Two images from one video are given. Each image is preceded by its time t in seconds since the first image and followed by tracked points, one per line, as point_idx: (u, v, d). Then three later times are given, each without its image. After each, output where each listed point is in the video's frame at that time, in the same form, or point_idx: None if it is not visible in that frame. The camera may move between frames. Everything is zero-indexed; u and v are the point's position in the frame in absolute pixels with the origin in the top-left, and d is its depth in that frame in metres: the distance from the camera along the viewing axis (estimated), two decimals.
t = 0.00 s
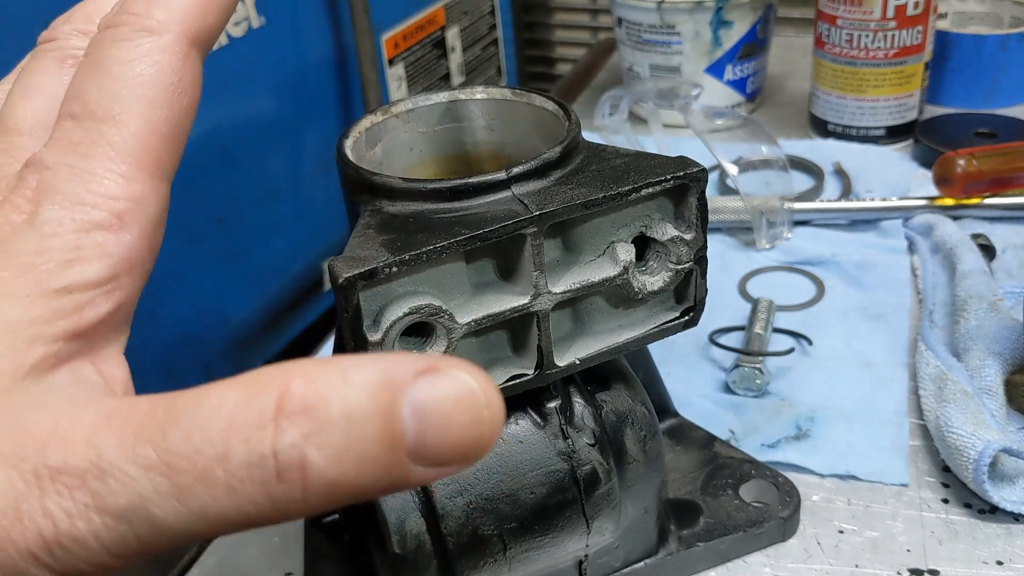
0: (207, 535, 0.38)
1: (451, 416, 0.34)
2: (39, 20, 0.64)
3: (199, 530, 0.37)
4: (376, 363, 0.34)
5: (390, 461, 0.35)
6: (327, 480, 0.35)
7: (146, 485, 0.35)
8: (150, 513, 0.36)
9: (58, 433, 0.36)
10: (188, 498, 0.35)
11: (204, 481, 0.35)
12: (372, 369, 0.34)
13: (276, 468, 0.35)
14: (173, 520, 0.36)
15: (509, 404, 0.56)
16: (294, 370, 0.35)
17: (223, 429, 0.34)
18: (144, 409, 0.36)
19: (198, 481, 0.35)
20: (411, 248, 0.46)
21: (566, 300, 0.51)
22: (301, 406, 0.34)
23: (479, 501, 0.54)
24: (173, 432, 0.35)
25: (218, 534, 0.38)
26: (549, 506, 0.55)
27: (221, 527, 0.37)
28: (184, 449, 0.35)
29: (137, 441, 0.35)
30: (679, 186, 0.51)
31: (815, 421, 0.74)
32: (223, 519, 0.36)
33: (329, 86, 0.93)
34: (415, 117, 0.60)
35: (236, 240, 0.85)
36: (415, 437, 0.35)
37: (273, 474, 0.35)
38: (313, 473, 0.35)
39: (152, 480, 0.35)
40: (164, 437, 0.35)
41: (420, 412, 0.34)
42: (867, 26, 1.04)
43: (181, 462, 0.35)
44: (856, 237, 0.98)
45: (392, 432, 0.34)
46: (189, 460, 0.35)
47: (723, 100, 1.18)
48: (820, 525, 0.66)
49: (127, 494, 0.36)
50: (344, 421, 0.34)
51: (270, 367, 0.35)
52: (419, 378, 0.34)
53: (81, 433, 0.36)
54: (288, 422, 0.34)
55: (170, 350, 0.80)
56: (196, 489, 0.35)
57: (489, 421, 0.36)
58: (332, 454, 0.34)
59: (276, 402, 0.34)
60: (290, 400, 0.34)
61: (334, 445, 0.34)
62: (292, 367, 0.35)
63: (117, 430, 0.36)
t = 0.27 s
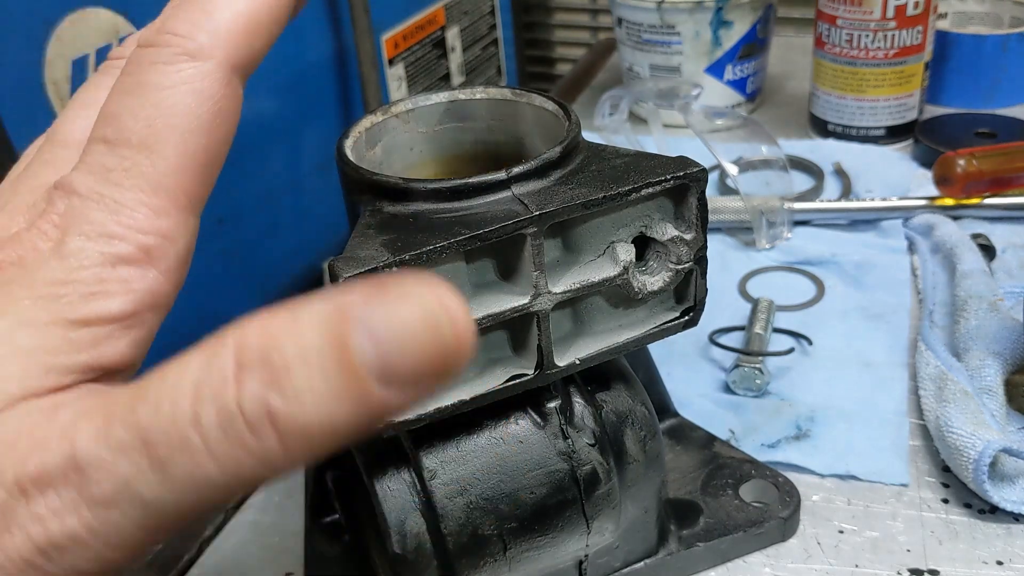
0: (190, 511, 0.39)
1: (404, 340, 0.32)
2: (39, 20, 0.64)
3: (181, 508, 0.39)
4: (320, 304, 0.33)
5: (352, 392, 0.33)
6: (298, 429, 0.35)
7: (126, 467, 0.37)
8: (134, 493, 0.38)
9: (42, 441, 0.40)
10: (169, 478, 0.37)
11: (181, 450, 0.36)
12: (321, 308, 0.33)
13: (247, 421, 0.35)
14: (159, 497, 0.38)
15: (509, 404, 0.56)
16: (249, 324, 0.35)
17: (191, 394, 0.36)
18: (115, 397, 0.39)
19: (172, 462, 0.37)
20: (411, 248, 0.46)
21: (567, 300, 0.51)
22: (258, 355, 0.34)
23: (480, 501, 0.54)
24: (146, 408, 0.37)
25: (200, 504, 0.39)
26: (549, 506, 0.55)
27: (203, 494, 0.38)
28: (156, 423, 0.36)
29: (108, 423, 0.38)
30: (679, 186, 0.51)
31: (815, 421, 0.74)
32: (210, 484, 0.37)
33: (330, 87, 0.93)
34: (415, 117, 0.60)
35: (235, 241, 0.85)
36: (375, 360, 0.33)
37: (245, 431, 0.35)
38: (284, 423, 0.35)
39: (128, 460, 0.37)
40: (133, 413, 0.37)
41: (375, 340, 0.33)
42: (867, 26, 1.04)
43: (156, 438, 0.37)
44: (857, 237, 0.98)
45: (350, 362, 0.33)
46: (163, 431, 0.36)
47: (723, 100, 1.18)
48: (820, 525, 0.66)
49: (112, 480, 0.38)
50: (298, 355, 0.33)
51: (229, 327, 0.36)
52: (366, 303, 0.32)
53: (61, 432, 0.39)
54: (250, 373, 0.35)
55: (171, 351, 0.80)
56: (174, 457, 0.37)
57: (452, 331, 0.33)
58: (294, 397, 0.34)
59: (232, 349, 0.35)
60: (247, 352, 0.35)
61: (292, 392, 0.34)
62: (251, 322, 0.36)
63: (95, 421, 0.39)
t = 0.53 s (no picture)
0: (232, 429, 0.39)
1: (438, 293, 0.35)
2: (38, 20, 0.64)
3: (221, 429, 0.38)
4: (355, 253, 0.35)
5: (387, 335, 0.36)
6: (340, 359, 0.36)
7: (177, 387, 0.36)
8: (183, 413, 0.37)
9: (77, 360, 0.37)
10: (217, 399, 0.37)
11: (234, 372, 0.36)
12: (358, 258, 0.35)
13: (296, 350, 0.36)
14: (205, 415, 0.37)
15: (509, 404, 0.56)
16: (291, 264, 0.36)
17: (243, 324, 0.36)
18: (151, 325, 0.37)
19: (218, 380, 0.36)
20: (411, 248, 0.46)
21: (567, 300, 0.51)
22: (304, 293, 0.35)
23: (480, 502, 0.54)
24: (194, 333, 0.36)
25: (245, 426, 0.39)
26: (549, 506, 0.55)
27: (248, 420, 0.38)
28: (209, 347, 0.36)
29: (157, 349, 0.36)
30: (679, 186, 0.51)
31: (815, 421, 0.74)
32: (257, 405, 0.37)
33: (329, 86, 0.93)
34: (415, 117, 0.60)
35: (235, 241, 0.85)
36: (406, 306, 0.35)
37: (291, 364, 0.36)
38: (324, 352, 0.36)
39: (179, 380, 0.36)
40: (187, 338, 0.36)
41: (410, 289, 0.35)
42: (867, 26, 1.04)
43: (208, 358, 0.36)
44: (857, 237, 0.98)
45: (388, 311, 0.35)
46: (218, 357, 0.36)
47: (723, 100, 1.18)
48: (820, 525, 0.66)
49: (159, 403, 0.37)
50: (341, 298, 0.35)
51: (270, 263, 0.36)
52: (400, 258, 0.35)
53: (99, 356, 0.37)
54: (298, 308, 0.35)
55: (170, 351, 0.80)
56: (228, 380, 0.36)
57: (469, 286, 0.36)
58: (339, 331, 0.35)
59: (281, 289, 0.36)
60: (294, 292, 0.35)
61: (339, 326, 0.35)
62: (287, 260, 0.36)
63: (140, 343, 0.37)
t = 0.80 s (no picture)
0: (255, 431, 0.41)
1: (493, 326, 0.38)
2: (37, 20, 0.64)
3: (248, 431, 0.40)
4: (430, 261, 0.37)
5: (436, 354, 0.38)
6: (391, 378, 0.39)
7: (218, 389, 0.38)
8: (224, 417, 0.39)
9: (123, 348, 0.38)
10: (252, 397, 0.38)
11: (281, 384, 0.38)
12: (435, 268, 0.37)
13: (350, 367, 0.38)
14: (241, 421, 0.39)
15: (509, 404, 0.56)
16: (359, 267, 0.37)
17: (296, 330, 0.37)
18: (204, 308, 0.38)
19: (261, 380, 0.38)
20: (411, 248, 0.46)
21: (566, 300, 0.51)
22: (365, 309, 0.37)
23: (480, 501, 0.54)
24: (247, 331, 0.37)
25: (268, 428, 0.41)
26: (549, 506, 0.55)
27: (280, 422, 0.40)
28: (260, 352, 0.37)
29: (202, 348, 0.37)
30: (679, 186, 0.51)
31: (815, 421, 0.74)
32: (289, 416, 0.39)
33: (329, 86, 0.93)
34: (415, 117, 0.60)
35: (235, 241, 0.85)
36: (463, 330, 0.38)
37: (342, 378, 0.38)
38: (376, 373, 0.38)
39: (222, 385, 0.38)
40: (240, 346, 0.37)
41: (470, 310, 0.37)
42: (867, 26, 1.04)
43: (259, 367, 0.37)
44: (857, 237, 0.98)
45: (445, 332, 0.38)
46: (266, 356, 0.37)
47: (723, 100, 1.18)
48: (820, 525, 0.66)
49: (199, 403, 0.38)
50: (404, 322, 0.37)
51: (338, 260, 0.38)
52: (467, 278, 0.37)
53: (147, 343, 0.38)
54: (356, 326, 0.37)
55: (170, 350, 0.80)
56: (272, 391, 0.38)
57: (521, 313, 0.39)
58: (395, 353, 0.38)
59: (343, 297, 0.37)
60: (357, 300, 0.37)
61: (399, 339, 0.37)
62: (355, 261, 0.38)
63: (183, 348, 0.37)
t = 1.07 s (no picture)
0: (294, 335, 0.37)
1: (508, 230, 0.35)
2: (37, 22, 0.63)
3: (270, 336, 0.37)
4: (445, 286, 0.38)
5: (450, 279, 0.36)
6: (404, 287, 0.35)
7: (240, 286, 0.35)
8: (241, 316, 0.36)
9: (147, 243, 0.36)
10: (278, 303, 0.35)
11: (300, 285, 0.35)
12: (433, 199, 0.34)
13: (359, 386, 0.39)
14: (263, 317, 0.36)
15: (509, 404, 0.56)
16: (371, 189, 0.35)
17: (314, 236, 0.34)
18: (223, 225, 0.35)
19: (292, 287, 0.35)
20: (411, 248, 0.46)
21: (566, 300, 0.51)
22: (377, 217, 0.34)
23: (480, 502, 0.54)
24: (267, 241, 0.35)
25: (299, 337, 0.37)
26: (549, 506, 0.55)
27: (307, 329, 0.37)
28: (280, 256, 0.34)
29: (228, 247, 0.35)
30: (679, 186, 0.51)
31: (815, 421, 0.74)
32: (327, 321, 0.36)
33: (329, 87, 0.93)
34: (415, 117, 0.60)
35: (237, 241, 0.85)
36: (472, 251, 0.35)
37: (350, 285, 0.35)
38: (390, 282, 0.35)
39: (244, 281, 0.35)
40: (255, 240, 0.35)
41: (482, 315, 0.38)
42: (867, 26, 1.04)
43: (274, 264, 0.34)
44: (857, 237, 0.98)
45: (456, 256, 0.35)
46: (283, 266, 0.35)
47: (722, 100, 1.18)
48: (820, 525, 0.66)
49: (223, 296, 0.35)
50: (411, 228, 0.34)
51: (352, 184, 0.35)
52: (472, 205, 0.35)
53: (173, 244, 0.35)
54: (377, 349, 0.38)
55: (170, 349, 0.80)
56: (292, 291, 0.35)
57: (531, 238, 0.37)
58: (409, 261, 0.35)
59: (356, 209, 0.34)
60: (369, 216, 0.34)
61: (409, 254, 0.35)
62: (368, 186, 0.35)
63: (208, 240, 0.35)
